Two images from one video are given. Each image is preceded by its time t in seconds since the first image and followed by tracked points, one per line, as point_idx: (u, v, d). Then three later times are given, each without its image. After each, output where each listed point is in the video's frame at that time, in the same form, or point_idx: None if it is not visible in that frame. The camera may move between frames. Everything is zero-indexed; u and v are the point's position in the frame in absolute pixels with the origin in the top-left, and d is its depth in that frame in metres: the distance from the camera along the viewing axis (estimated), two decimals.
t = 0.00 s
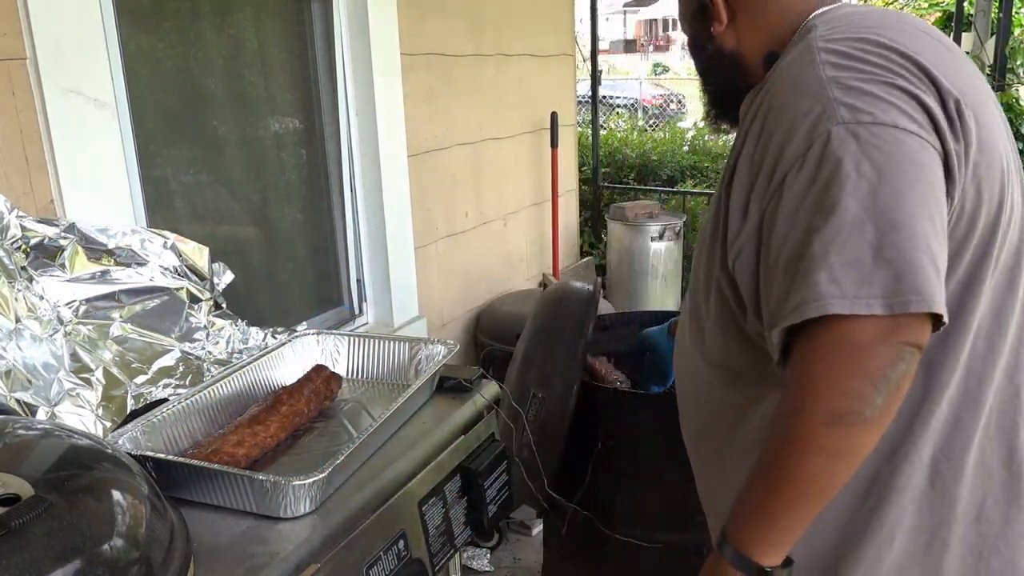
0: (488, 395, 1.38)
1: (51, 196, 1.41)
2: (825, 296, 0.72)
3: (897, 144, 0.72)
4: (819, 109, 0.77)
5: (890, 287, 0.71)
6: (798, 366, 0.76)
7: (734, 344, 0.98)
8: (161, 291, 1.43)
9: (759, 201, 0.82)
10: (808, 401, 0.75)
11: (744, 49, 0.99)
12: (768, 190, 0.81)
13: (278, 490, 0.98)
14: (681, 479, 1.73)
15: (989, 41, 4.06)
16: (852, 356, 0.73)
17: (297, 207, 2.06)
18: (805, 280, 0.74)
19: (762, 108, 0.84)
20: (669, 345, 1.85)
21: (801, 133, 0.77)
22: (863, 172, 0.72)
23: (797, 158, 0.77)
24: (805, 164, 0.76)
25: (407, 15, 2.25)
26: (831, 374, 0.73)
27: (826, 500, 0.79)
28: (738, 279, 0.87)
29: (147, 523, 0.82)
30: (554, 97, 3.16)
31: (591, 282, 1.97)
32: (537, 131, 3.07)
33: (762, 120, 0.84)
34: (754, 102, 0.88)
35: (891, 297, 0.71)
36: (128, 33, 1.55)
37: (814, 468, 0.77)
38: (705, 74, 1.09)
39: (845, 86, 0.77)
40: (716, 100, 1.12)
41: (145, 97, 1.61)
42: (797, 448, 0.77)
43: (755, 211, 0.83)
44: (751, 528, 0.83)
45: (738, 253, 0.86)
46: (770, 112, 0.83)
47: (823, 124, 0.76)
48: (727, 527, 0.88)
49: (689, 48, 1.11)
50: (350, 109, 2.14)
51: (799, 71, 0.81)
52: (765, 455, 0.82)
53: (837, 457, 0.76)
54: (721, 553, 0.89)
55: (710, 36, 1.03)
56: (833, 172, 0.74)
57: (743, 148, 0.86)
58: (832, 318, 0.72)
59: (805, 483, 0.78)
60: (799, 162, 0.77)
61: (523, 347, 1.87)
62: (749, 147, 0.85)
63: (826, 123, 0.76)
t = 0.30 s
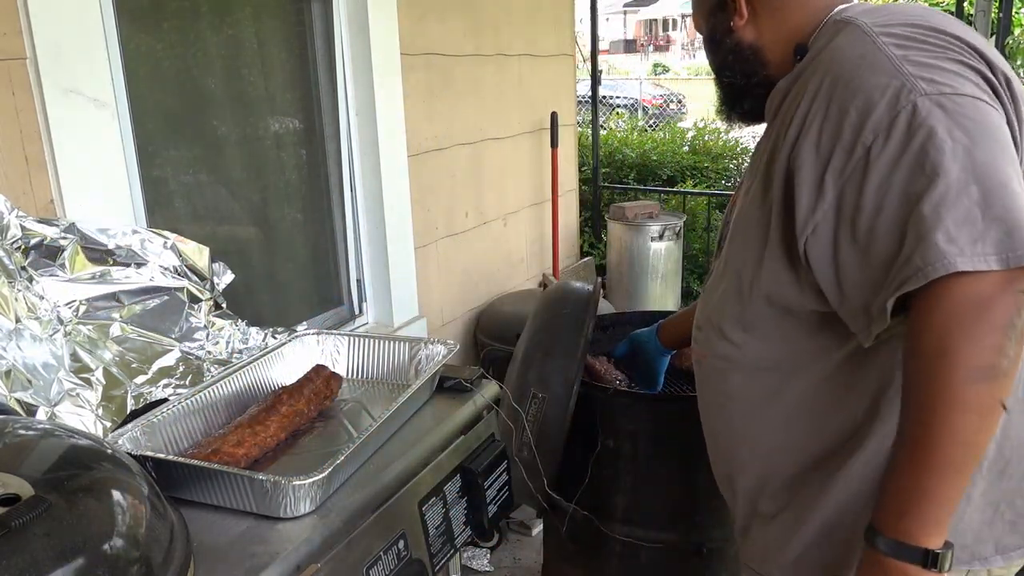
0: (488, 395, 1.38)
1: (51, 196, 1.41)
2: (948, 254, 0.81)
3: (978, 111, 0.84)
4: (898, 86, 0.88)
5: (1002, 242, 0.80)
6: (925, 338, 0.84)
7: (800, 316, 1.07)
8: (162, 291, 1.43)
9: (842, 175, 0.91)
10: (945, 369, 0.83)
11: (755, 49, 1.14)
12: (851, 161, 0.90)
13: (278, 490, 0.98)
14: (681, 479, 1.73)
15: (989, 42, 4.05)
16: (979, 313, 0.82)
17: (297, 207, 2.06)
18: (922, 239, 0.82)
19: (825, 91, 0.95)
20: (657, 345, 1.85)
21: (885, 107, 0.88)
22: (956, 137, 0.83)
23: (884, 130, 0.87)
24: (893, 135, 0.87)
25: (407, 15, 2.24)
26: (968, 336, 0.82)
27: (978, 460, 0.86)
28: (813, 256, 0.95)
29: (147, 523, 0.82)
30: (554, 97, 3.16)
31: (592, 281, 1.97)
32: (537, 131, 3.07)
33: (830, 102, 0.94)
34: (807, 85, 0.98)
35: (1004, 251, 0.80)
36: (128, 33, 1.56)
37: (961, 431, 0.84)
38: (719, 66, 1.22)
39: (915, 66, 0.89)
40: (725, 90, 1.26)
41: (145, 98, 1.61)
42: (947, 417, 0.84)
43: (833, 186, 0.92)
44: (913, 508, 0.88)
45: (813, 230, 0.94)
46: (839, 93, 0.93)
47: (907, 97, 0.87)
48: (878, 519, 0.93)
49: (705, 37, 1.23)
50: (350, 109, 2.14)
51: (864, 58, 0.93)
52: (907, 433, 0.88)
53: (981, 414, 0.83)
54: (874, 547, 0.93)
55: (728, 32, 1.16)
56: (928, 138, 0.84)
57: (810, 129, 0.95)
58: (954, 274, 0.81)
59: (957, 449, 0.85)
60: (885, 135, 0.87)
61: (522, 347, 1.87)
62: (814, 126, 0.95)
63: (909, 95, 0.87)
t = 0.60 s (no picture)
0: (488, 395, 1.38)
1: (51, 197, 1.41)
2: (950, 233, 0.81)
3: (978, 98, 0.85)
4: (898, 75, 0.89)
5: (1003, 221, 0.80)
6: (926, 315, 0.85)
7: (803, 307, 1.07)
8: (162, 291, 1.43)
9: (844, 162, 0.91)
10: (945, 345, 0.83)
11: (756, 52, 1.14)
12: (853, 148, 0.90)
13: (278, 490, 0.98)
14: (681, 478, 1.73)
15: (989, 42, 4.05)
16: (981, 290, 0.82)
17: (297, 207, 2.06)
18: (924, 220, 0.83)
19: (826, 82, 0.96)
20: (653, 346, 1.85)
21: (887, 95, 0.89)
22: (957, 122, 0.84)
23: (885, 116, 0.88)
24: (894, 122, 0.87)
25: (407, 15, 2.24)
26: (968, 312, 0.82)
27: (979, 437, 0.86)
28: (816, 243, 0.95)
29: (146, 523, 0.82)
30: (554, 97, 3.16)
31: (592, 282, 1.97)
32: (537, 131, 3.07)
33: (832, 92, 0.94)
34: (809, 78, 0.99)
35: (1006, 230, 0.80)
36: (128, 33, 1.56)
37: (964, 407, 0.84)
38: (720, 66, 1.22)
39: (915, 56, 0.90)
40: (725, 90, 1.26)
41: (145, 98, 1.61)
42: (949, 393, 0.84)
43: (835, 173, 0.92)
44: (915, 484, 0.88)
45: (816, 217, 0.94)
46: (840, 84, 0.94)
47: (907, 85, 0.88)
48: (880, 497, 0.93)
49: (706, 37, 1.23)
50: (350, 109, 2.14)
51: (865, 50, 0.94)
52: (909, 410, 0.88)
53: (985, 391, 0.83)
54: (875, 524, 0.93)
55: (730, 33, 1.16)
56: (928, 123, 0.85)
57: (812, 120, 0.96)
58: (957, 252, 0.81)
59: (959, 425, 0.85)
60: (886, 122, 0.88)
61: (523, 348, 1.87)
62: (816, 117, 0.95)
63: (910, 83, 0.88)
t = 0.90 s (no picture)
0: (488, 395, 1.38)
1: (51, 197, 1.41)
2: (948, 218, 0.81)
3: (975, 87, 0.86)
4: (896, 66, 0.89)
5: (1000, 206, 0.81)
6: (920, 296, 0.85)
7: (803, 298, 1.07)
8: (162, 291, 1.43)
9: (843, 152, 0.91)
10: (939, 325, 0.83)
11: (755, 52, 1.14)
12: (851, 138, 0.91)
13: (278, 490, 0.98)
14: (681, 477, 1.73)
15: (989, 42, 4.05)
16: (977, 275, 0.82)
17: (297, 207, 2.06)
18: (922, 206, 0.83)
19: (826, 74, 0.96)
20: (644, 347, 1.85)
21: (885, 85, 0.89)
22: (954, 110, 0.84)
23: (883, 107, 0.88)
24: (892, 111, 0.88)
25: (407, 15, 2.24)
26: (963, 294, 0.82)
27: (970, 419, 0.86)
28: (816, 233, 0.95)
29: (147, 523, 0.82)
30: (554, 97, 3.16)
31: (592, 282, 1.97)
32: (537, 131, 3.07)
33: (831, 85, 0.95)
34: (808, 72, 0.99)
35: (1003, 214, 0.81)
36: (128, 34, 1.56)
37: (954, 388, 0.84)
38: (718, 66, 1.22)
39: (912, 47, 0.90)
40: (723, 90, 1.26)
41: (145, 98, 1.61)
42: (942, 377, 0.84)
43: (834, 163, 0.92)
44: (901, 463, 0.88)
45: (816, 207, 0.94)
46: (840, 76, 0.94)
47: (905, 76, 0.88)
48: (867, 476, 0.92)
49: (704, 37, 1.23)
50: (350, 109, 2.14)
51: (862, 43, 0.94)
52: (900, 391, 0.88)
53: (977, 373, 0.84)
54: (862, 502, 0.93)
55: (728, 33, 1.16)
56: (926, 112, 0.85)
57: (812, 112, 0.96)
58: (955, 236, 0.82)
59: (949, 407, 0.85)
60: (885, 112, 0.88)
61: (523, 348, 1.87)
62: (815, 109, 0.96)
63: (907, 74, 0.88)
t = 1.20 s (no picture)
0: (488, 395, 1.38)
1: (51, 197, 1.41)
2: (939, 208, 0.81)
3: (966, 81, 0.86)
4: (888, 62, 0.90)
5: (992, 195, 0.81)
6: (913, 289, 0.85)
7: (801, 294, 1.07)
8: (161, 291, 1.43)
9: (837, 148, 0.92)
10: (931, 317, 0.83)
11: (754, 56, 1.14)
12: (845, 133, 0.91)
13: (278, 490, 0.98)
14: (681, 477, 1.73)
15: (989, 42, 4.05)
16: (970, 263, 0.82)
17: (297, 207, 2.06)
18: (914, 197, 0.83)
19: (819, 72, 0.96)
20: (658, 360, 1.87)
21: (877, 81, 0.90)
22: (945, 103, 0.84)
23: (876, 102, 0.89)
24: (884, 106, 0.88)
25: (407, 15, 2.24)
26: (956, 284, 0.82)
27: (967, 410, 0.86)
28: (811, 228, 0.96)
29: (147, 523, 0.82)
30: (554, 97, 3.16)
31: (592, 282, 1.97)
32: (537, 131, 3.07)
33: (825, 82, 0.95)
34: (802, 71, 1.00)
35: (994, 203, 0.81)
36: (128, 34, 1.56)
37: (950, 378, 0.84)
38: (715, 70, 1.21)
39: (903, 43, 0.91)
40: (720, 94, 1.26)
41: (145, 98, 1.61)
42: (938, 367, 0.84)
43: (828, 159, 0.93)
44: (898, 455, 0.88)
45: (811, 202, 0.94)
46: (833, 74, 0.95)
47: (896, 71, 0.88)
48: (867, 467, 0.92)
49: (701, 40, 1.23)
50: (350, 109, 2.14)
51: (855, 42, 0.95)
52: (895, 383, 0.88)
53: (972, 361, 0.83)
54: (862, 494, 0.92)
55: (726, 37, 1.16)
56: (917, 106, 0.85)
57: (807, 110, 0.96)
58: (947, 226, 0.82)
59: (945, 397, 0.84)
60: (877, 107, 0.89)
61: (523, 348, 1.87)
62: (810, 106, 0.96)
63: (899, 69, 0.88)
